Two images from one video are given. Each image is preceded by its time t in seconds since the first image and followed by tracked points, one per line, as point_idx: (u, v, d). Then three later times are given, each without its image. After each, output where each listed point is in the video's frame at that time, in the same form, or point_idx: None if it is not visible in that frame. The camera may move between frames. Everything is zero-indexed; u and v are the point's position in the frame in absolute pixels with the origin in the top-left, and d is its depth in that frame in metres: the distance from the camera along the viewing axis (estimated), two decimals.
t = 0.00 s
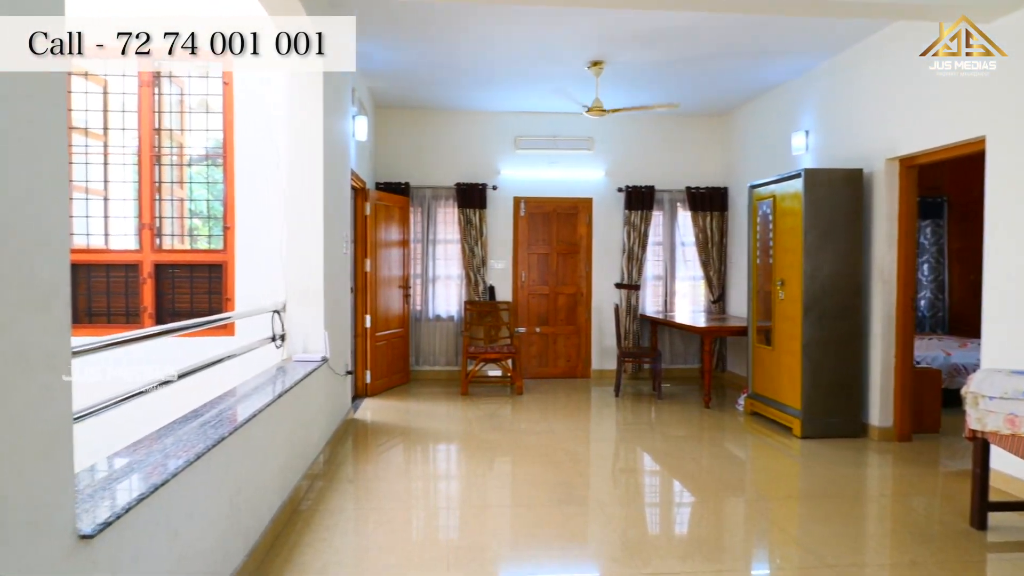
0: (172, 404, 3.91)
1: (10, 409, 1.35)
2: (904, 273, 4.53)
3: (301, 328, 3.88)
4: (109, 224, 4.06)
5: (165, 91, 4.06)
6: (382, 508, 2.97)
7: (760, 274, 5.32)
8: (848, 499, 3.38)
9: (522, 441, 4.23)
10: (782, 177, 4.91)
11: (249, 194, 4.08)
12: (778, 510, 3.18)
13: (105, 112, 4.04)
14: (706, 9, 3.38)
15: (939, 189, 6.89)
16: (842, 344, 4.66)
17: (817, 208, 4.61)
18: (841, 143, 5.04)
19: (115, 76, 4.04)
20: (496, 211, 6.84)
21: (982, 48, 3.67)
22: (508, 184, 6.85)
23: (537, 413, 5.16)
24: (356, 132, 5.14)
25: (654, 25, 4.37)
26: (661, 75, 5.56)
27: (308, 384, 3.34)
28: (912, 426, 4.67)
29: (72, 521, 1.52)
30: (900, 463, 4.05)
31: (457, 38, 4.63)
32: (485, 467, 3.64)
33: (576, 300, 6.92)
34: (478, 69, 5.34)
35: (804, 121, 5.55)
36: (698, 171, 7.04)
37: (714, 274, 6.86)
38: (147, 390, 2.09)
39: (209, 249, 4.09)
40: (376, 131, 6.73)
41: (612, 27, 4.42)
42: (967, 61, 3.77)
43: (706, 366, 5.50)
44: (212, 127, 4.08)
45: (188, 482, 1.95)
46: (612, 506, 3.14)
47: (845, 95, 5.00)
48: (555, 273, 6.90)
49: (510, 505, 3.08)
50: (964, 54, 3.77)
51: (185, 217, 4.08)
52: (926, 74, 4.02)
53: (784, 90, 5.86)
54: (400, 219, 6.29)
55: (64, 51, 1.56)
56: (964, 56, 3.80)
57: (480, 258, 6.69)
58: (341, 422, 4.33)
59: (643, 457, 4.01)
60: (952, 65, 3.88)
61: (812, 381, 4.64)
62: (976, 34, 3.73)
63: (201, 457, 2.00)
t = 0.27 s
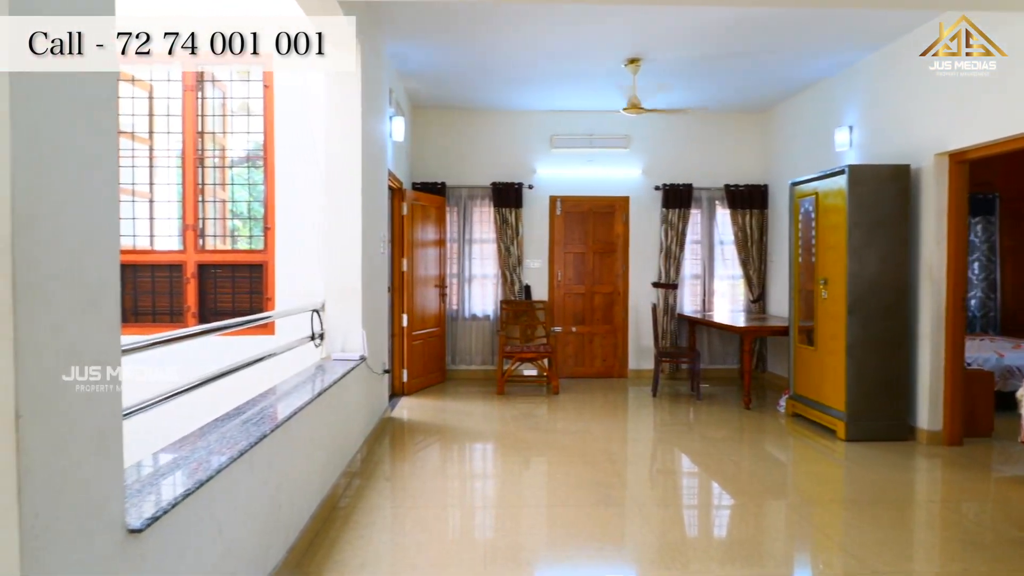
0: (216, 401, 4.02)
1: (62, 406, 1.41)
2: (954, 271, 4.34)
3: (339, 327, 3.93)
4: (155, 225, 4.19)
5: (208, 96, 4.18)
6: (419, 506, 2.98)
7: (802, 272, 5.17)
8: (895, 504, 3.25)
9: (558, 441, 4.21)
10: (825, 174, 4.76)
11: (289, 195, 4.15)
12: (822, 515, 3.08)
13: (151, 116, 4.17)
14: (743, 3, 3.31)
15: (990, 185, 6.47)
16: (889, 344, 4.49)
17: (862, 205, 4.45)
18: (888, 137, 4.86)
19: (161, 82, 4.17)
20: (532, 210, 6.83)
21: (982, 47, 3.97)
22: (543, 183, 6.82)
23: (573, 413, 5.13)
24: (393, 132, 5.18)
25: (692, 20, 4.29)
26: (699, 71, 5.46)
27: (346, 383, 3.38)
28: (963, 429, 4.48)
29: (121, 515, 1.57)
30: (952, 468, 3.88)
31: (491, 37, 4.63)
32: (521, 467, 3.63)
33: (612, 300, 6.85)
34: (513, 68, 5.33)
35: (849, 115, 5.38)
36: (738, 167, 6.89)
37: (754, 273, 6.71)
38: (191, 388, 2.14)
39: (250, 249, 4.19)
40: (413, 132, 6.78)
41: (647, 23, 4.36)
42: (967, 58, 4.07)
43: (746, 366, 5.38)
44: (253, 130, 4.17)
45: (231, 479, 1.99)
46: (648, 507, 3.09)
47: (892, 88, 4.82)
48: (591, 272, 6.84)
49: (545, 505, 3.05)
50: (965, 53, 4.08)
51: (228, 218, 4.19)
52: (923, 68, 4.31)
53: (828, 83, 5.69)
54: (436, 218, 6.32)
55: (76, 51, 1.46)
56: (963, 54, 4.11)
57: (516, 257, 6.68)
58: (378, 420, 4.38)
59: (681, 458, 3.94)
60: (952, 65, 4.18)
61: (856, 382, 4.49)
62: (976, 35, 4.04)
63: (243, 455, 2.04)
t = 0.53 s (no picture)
0: (258, 398, 4.12)
1: (113, 402, 1.47)
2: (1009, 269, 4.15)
3: (377, 326, 3.98)
4: (197, 227, 4.31)
5: (248, 99, 4.28)
6: (454, 505, 3.00)
7: (846, 270, 5.02)
8: (946, 511, 3.13)
9: (593, 442, 4.18)
10: (871, 169, 4.61)
11: (327, 196, 4.22)
12: (867, 521, 2.98)
13: (194, 120, 4.30)
14: None
15: None
16: (938, 345, 4.32)
17: (910, 201, 4.29)
18: (938, 130, 4.68)
19: (203, 87, 4.30)
20: (567, 210, 6.80)
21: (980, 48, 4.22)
22: (578, 182, 6.78)
23: (609, 413, 5.09)
24: (428, 133, 5.23)
25: (730, 14, 4.21)
26: (738, 66, 5.35)
27: (383, 381, 3.42)
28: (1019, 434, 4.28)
29: (167, 509, 1.62)
30: (1007, 475, 3.71)
31: (525, 37, 4.62)
32: (556, 467, 3.61)
33: (648, 299, 6.77)
34: (548, 67, 5.32)
35: (895, 108, 5.19)
36: (779, 164, 6.73)
37: (795, 272, 6.55)
38: (234, 386, 2.19)
39: (289, 249, 4.28)
40: (449, 132, 6.83)
41: (683, 19, 4.29)
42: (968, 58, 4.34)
43: (786, 367, 5.25)
44: (292, 132, 4.27)
45: (272, 475, 2.04)
46: (686, 510, 3.04)
47: (942, 79, 4.64)
48: (627, 271, 6.77)
49: (580, 506, 3.03)
50: (966, 53, 4.34)
51: (268, 219, 4.29)
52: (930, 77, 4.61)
53: (873, 76, 5.50)
54: (471, 218, 6.35)
55: (76, 52, 1.36)
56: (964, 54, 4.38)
57: (551, 257, 6.66)
58: (415, 419, 4.42)
59: (719, 460, 3.86)
60: (954, 64, 4.49)
61: (904, 384, 4.33)
62: (974, 34, 4.29)
63: (285, 451, 2.09)
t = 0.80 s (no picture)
0: (296, 396, 4.20)
1: (161, 399, 1.52)
2: None
3: (412, 325, 4.02)
4: (238, 228, 4.45)
5: (286, 102, 4.39)
6: (489, 504, 3.02)
7: (890, 268, 4.86)
8: (999, 518, 3.00)
9: (627, 442, 4.15)
10: (917, 164, 4.45)
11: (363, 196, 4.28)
12: (913, 527, 2.88)
13: (233, 124, 4.43)
14: None
15: None
16: (989, 346, 4.15)
17: (959, 197, 4.14)
18: (989, 122, 4.50)
19: (242, 91, 4.43)
20: (601, 209, 6.75)
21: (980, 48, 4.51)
22: (613, 181, 6.73)
23: (644, 414, 5.04)
24: (462, 133, 5.26)
25: (768, 7, 4.12)
26: (776, 60, 5.23)
27: (419, 380, 3.46)
28: None
29: (211, 504, 1.67)
30: None
31: (559, 35, 4.61)
32: (590, 467, 3.60)
33: (684, 299, 6.68)
34: (581, 65, 5.29)
35: (943, 100, 5.01)
36: (820, 159, 6.56)
37: (836, 271, 6.38)
38: (274, 384, 2.24)
39: (325, 250, 4.35)
40: (482, 131, 6.86)
41: (720, 13, 4.22)
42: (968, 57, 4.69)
43: (827, 368, 5.12)
44: (328, 134, 4.35)
45: (311, 472, 2.08)
46: (722, 512, 2.99)
47: (993, 70, 4.46)
48: (662, 270, 6.69)
49: (614, 506, 3.02)
50: (968, 50, 4.63)
51: (305, 220, 4.38)
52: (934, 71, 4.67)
53: (919, 68, 5.32)
54: (505, 218, 6.36)
55: (76, 52, 1.37)
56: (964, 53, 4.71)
57: (585, 256, 6.63)
58: (449, 418, 4.45)
59: (758, 463, 3.78)
60: (954, 59, 4.81)
61: (953, 387, 4.18)
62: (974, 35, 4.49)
63: (323, 449, 2.12)
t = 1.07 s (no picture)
0: (332, 394, 4.27)
1: (203, 397, 1.57)
2: None
3: (445, 324, 4.05)
4: (274, 228, 4.53)
5: (320, 104, 4.44)
6: (522, 504, 3.01)
7: (934, 267, 4.70)
8: None
9: (661, 443, 4.11)
10: (962, 159, 4.30)
11: (396, 196, 4.35)
12: (961, 533, 2.78)
13: (269, 127, 4.50)
14: None
15: None
16: None
17: (1008, 192, 3.98)
18: None
19: (278, 94, 4.49)
20: (634, 207, 6.70)
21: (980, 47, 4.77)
22: (646, 179, 6.67)
23: (678, 415, 4.98)
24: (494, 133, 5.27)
25: None
26: (814, 54, 5.11)
27: (452, 380, 3.48)
28: None
29: (250, 500, 1.71)
30: None
31: (590, 33, 4.59)
32: (623, 468, 3.57)
33: (720, 298, 6.58)
34: (613, 63, 5.26)
35: (990, 92, 4.83)
36: (860, 155, 6.39)
37: (877, 270, 6.21)
38: (310, 382, 2.28)
39: (359, 250, 4.41)
40: (514, 131, 6.87)
41: (755, 7, 4.15)
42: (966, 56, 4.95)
43: (868, 369, 4.98)
44: (362, 136, 4.41)
45: (347, 470, 2.11)
46: (759, 515, 2.94)
47: None
48: (697, 269, 6.60)
49: (648, 508, 2.99)
50: (968, 51, 4.86)
51: (339, 221, 4.44)
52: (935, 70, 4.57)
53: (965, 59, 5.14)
54: (537, 217, 6.36)
55: (75, 52, 1.44)
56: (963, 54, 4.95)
57: (618, 255, 6.59)
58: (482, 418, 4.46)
59: (796, 465, 3.71)
60: (953, 58, 5.04)
61: (1002, 389, 4.02)
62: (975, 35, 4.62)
63: (358, 447, 2.16)
